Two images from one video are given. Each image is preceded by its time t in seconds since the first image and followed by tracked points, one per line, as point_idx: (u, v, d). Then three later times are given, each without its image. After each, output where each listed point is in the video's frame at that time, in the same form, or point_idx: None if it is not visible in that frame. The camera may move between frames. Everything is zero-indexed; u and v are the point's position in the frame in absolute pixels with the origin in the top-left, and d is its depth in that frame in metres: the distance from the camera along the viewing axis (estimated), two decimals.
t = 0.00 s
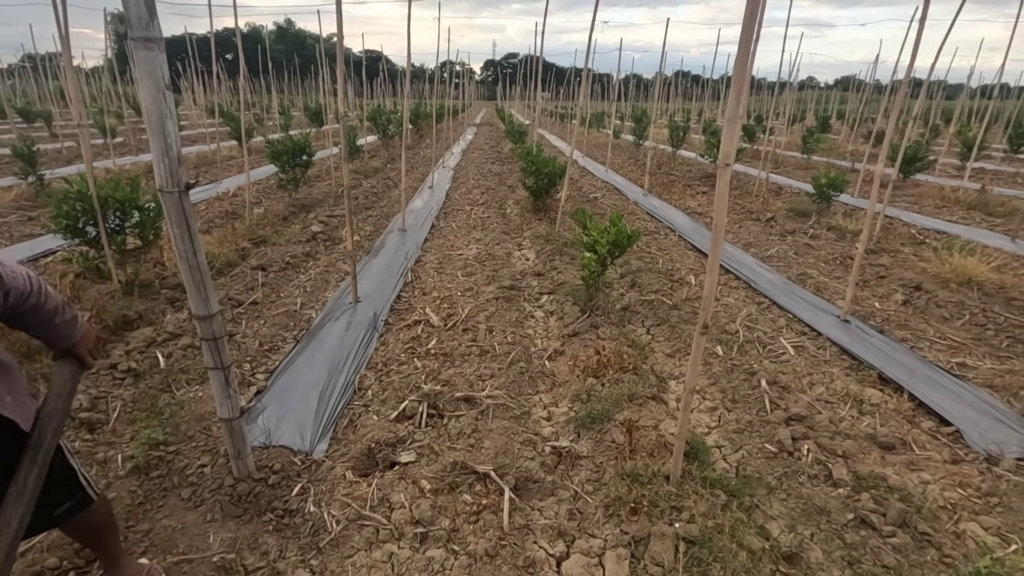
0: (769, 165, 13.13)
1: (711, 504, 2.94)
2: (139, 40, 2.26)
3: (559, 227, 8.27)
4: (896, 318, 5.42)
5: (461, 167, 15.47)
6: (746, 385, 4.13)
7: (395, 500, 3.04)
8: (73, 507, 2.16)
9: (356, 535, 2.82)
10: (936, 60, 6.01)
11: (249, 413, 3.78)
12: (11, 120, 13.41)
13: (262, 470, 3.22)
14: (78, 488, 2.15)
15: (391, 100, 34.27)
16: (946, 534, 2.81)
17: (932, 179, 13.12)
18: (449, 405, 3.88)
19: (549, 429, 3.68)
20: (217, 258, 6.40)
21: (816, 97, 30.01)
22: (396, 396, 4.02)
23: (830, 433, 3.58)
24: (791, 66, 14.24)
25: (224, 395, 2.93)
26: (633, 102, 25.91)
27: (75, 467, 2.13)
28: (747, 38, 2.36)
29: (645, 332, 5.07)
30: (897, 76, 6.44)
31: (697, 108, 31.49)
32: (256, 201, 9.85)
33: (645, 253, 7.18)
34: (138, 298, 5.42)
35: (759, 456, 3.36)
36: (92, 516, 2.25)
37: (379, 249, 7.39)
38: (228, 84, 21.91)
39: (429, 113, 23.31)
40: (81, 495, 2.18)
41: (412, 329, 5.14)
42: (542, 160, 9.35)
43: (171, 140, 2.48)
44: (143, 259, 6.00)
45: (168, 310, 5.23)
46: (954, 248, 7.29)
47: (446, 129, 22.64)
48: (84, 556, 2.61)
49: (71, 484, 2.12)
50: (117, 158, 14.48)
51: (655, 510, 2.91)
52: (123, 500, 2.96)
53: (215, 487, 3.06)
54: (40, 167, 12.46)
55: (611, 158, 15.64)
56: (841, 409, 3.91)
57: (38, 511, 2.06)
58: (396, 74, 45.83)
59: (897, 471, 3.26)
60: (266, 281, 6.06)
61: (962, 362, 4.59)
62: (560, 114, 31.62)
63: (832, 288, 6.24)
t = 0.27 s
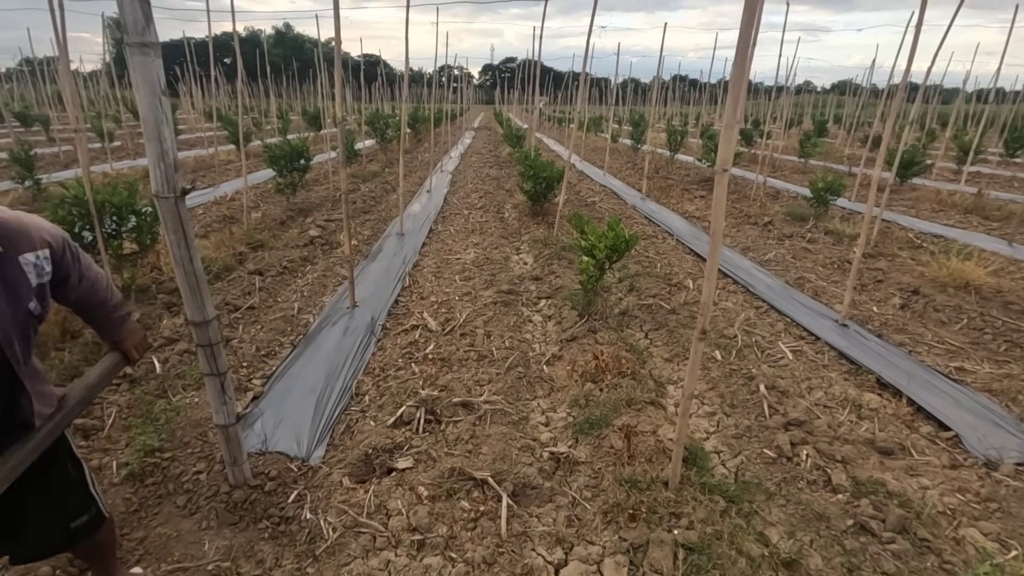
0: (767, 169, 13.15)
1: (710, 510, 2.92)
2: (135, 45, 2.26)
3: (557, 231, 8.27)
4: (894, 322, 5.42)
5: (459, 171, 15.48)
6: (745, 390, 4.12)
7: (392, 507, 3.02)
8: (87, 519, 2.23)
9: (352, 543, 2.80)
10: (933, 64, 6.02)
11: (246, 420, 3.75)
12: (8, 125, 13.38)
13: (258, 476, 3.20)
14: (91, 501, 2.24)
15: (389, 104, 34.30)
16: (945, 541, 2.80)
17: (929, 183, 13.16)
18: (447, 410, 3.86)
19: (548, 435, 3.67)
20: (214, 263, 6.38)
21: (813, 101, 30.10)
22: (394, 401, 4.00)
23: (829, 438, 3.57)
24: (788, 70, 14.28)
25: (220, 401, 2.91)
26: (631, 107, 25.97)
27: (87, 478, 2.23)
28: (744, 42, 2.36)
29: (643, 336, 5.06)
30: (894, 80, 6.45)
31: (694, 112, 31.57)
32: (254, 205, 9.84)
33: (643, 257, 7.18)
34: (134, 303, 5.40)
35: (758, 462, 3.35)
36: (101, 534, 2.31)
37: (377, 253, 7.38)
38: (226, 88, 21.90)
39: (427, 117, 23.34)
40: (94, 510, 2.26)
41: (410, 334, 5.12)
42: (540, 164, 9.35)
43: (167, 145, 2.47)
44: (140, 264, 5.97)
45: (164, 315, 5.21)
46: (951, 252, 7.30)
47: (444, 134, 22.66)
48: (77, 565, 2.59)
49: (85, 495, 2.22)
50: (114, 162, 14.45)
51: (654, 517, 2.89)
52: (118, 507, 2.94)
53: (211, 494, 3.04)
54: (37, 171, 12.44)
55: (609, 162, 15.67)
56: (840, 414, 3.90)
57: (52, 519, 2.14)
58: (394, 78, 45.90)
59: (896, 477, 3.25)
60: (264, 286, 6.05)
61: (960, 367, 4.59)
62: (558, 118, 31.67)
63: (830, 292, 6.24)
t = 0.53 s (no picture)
0: (765, 175, 13.18)
1: (703, 515, 2.92)
2: (130, 52, 2.27)
3: (555, 236, 8.28)
4: (891, 327, 5.42)
5: (459, 176, 15.52)
6: (740, 395, 4.12)
7: (386, 512, 3.01)
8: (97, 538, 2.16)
9: (345, 548, 2.79)
10: (928, 70, 6.04)
11: (240, 424, 3.76)
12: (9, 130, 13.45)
13: (252, 481, 3.19)
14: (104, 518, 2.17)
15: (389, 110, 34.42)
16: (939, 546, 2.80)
17: (926, 188, 13.19)
18: (442, 415, 3.87)
19: (542, 440, 3.67)
20: (212, 268, 6.40)
21: (812, 107, 30.21)
22: (389, 406, 4.01)
23: (824, 443, 3.57)
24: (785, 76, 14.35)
25: (213, 406, 2.91)
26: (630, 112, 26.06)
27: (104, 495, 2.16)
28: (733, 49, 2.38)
29: (639, 341, 5.07)
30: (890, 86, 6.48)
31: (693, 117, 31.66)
32: (253, 210, 9.87)
33: (640, 262, 7.19)
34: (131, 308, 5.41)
35: (752, 467, 3.35)
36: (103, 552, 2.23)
37: (375, 258, 7.40)
38: (226, 94, 22.01)
39: (427, 122, 23.44)
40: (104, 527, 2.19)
41: (406, 339, 5.13)
42: (538, 169, 9.38)
43: (162, 151, 2.48)
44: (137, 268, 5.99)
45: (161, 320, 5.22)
46: (948, 256, 7.31)
47: (444, 139, 22.75)
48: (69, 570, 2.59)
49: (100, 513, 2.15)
50: (114, 167, 14.52)
51: (647, 522, 2.89)
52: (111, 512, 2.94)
53: (205, 499, 3.04)
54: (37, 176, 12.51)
55: (608, 167, 15.71)
56: (835, 419, 3.90)
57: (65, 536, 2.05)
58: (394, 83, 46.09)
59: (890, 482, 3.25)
60: (261, 291, 6.06)
61: (956, 372, 4.59)
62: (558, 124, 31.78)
63: (827, 297, 6.25)
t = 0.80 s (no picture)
0: (766, 181, 13.22)
1: (702, 522, 2.92)
2: (135, 62, 2.31)
3: (556, 243, 8.31)
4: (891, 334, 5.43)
5: (461, 182, 15.60)
6: (740, 402, 4.12)
7: (385, 517, 3.02)
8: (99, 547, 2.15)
9: (345, 553, 2.80)
10: (927, 77, 6.07)
11: (242, 430, 3.78)
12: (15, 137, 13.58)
13: (252, 486, 3.21)
14: (108, 526, 2.18)
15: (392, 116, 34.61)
16: (938, 553, 2.80)
17: (928, 195, 13.20)
18: (442, 421, 3.88)
19: (542, 446, 3.68)
20: (214, 274, 6.44)
21: (813, 114, 30.30)
22: (389, 412, 4.02)
23: (823, 450, 3.57)
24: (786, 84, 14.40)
25: (215, 412, 2.93)
26: (631, 118, 26.17)
27: (110, 503, 2.18)
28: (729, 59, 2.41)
29: (639, 347, 5.09)
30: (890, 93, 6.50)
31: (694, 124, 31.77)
32: (256, 216, 9.93)
33: (641, 268, 7.21)
34: (135, 313, 5.45)
35: (751, 474, 3.35)
36: (102, 560, 2.22)
37: (376, 265, 7.43)
38: (230, 101, 22.17)
39: (429, 129, 23.56)
40: (107, 536, 2.20)
41: (407, 345, 5.15)
42: (539, 176, 9.42)
43: (166, 159, 2.52)
44: (141, 275, 6.04)
45: (164, 326, 5.26)
46: (949, 263, 7.32)
47: (446, 145, 22.86)
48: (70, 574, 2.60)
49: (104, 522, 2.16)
50: (119, 174, 14.63)
51: (645, 528, 2.90)
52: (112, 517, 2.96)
53: (205, 504, 3.06)
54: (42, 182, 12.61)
55: (609, 174, 15.77)
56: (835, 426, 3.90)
57: (66, 540, 2.05)
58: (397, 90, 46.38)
59: (890, 489, 3.25)
60: (263, 297, 6.09)
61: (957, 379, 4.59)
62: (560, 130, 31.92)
63: (827, 304, 6.26)
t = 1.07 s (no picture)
0: (769, 189, 13.23)
1: (707, 530, 2.92)
2: (146, 73, 2.35)
3: (560, 250, 8.33)
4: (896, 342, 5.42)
5: (464, 190, 15.65)
6: (744, 410, 4.12)
7: (390, 524, 3.03)
8: (114, 553, 2.35)
9: (350, 560, 2.81)
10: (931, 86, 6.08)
11: (247, 437, 3.79)
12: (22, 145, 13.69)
13: (258, 493, 3.22)
14: (124, 533, 2.37)
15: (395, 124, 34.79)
16: (945, 562, 2.79)
17: (932, 202, 13.19)
18: (446, 428, 3.89)
19: (546, 453, 3.68)
20: (219, 281, 6.48)
21: (816, 121, 30.37)
22: (394, 419, 4.03)
23: (828, 458, 3.57)
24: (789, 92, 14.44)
25: (221, 418, 2.94)
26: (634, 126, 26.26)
27: (125, 511, 2.36)
28: (733, 69, 2.43)
29: (643, 355, 5.09)
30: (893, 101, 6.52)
31: (697, 132, 31.84)
32: (260, 223, 9.98)
33: (644, 276, 7.22)
34: (140, 320, 5.48)
35: (756, 482, 3.34)
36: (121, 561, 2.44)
37: (380, 272, 7.46)
38: (235, 109, 22.32)
39: (433, 137, 23.67)
40: (126, 542, 2.39)
41: (411, 352, 5.16)
42: (542, 184, 9.46)
43: (175, 167, 2.55)
44: (147, 281, 6.07)
45: (170, 332, 5.28)
46: (953, 272, 7.31)
47: (449, 153, 22.96)
48: None
49: (120, 528, 2.35)
50: (124, 181, 14.72)
51: (650, 536, 2.89)
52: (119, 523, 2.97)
53: (211, 510, 3.07)
54: (49, 190, 12.70)
55: (612, 181, 15.81)
56: (839, 434, 3.89)
57: (84, 548, 2.27)
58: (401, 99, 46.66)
59: (896, 498, 3.24)
60: (268, 304, 6.12)
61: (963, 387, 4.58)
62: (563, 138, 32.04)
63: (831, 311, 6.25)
